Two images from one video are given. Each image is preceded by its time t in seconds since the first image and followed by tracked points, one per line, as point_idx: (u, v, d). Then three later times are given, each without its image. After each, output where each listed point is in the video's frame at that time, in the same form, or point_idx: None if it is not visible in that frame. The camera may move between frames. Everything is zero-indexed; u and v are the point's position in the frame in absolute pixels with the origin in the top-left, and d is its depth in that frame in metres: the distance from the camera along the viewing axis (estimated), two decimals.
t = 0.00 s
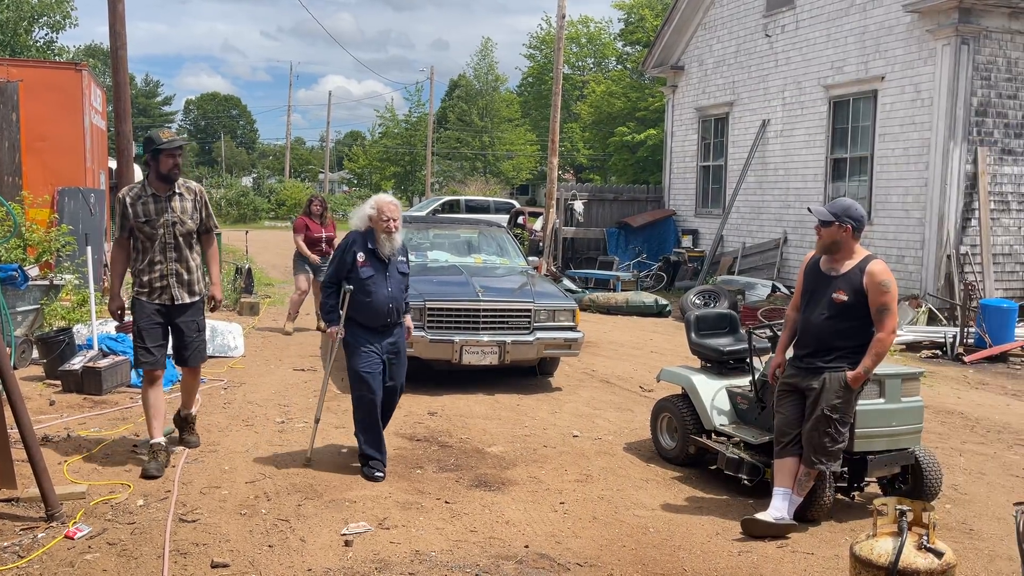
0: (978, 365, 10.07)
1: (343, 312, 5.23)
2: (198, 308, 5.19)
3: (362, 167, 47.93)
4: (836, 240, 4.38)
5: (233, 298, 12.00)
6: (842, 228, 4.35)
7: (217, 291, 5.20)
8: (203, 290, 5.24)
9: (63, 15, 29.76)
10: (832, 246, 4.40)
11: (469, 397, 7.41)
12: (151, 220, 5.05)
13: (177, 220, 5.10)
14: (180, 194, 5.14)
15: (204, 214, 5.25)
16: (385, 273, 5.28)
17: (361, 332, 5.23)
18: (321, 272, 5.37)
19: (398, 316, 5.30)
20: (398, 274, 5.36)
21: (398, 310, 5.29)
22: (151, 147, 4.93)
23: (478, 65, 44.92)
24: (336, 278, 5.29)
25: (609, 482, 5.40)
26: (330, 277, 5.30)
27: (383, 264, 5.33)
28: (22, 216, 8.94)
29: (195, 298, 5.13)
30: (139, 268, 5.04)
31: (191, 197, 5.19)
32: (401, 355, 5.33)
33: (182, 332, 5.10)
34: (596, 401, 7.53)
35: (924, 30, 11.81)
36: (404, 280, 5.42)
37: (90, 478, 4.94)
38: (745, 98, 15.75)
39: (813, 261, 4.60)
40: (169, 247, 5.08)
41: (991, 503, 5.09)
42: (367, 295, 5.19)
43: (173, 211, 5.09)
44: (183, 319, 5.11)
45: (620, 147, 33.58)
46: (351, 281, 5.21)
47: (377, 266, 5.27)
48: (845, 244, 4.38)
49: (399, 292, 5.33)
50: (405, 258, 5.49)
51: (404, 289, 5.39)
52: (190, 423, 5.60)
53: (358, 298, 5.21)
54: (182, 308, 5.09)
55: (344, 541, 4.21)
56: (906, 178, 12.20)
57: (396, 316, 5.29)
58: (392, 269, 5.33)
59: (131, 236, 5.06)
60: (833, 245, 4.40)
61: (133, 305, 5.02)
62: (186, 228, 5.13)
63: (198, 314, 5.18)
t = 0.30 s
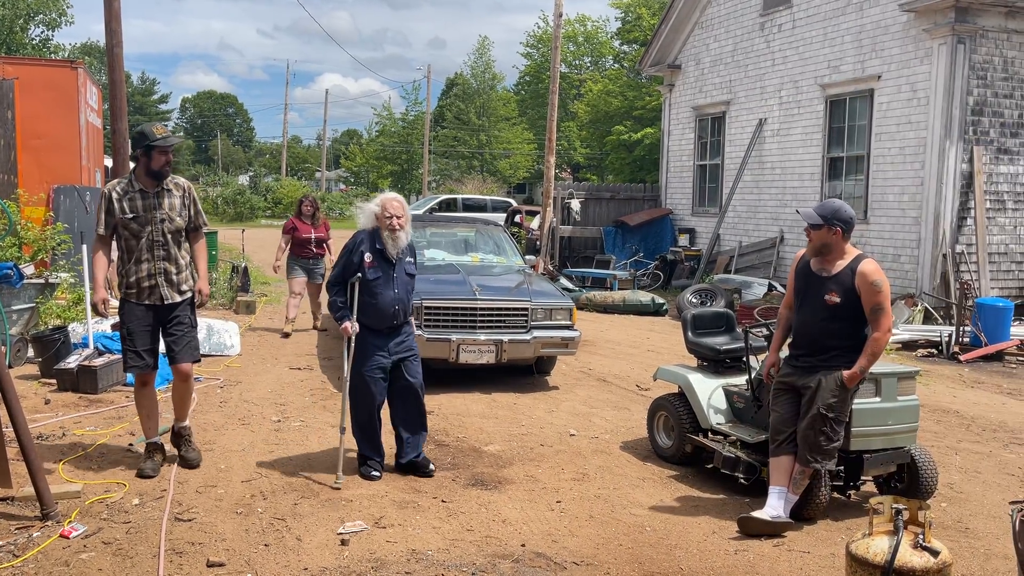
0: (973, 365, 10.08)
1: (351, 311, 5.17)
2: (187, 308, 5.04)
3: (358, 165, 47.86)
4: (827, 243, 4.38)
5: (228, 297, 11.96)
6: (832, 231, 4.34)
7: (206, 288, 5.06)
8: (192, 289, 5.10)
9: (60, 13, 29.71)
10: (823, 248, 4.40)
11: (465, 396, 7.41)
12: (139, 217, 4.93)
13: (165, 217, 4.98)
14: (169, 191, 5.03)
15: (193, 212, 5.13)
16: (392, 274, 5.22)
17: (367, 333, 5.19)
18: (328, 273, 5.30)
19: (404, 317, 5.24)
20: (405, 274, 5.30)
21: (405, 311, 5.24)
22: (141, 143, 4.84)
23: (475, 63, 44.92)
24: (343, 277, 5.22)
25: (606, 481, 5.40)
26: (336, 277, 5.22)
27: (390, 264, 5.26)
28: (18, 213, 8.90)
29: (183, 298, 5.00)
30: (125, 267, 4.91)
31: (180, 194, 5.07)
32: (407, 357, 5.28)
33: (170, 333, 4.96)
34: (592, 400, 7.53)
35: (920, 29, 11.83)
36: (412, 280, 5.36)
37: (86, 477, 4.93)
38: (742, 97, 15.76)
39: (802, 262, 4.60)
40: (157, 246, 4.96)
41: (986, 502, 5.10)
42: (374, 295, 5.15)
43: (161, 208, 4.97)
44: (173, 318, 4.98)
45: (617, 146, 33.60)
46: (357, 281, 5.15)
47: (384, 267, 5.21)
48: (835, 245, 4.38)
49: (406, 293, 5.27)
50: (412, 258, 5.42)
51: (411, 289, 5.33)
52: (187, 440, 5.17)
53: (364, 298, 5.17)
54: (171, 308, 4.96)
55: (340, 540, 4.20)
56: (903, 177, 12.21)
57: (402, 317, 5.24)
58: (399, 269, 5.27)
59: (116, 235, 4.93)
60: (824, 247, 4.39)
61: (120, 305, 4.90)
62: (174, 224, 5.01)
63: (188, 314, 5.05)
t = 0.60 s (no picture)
0: (967, 364, 10.11)
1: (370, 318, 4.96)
2: (181, 314, 4.88)
3: (353, 164, 47.84)
4: (802, 250, 4.38)
5: (222, 296, 11.91)
6: (806, 239, 4.34)
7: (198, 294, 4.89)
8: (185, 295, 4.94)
9: (53, 11, 29.64)
10: (799, 255, 4.41)
11: (461, 395, 7.41)
12: (128, 220, 4.75)
13: (155, 220, 4.80)
14: (160, 193, 4.83)
15: (186, 215, 4.96)
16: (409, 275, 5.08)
17: (385, 338, 5.02)
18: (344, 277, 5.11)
19: (421, 320, 5.09)
20: (422, 275, 5.16)
21: (422, 313, 5.10)
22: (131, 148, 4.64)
23: (470, 63, 44.92)
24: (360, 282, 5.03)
25: (601, 480, 5.40)
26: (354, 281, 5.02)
27: (407, 264, 5.13)
28: (11, 213, 8.88)
29: (174, 303, 4.83)
30: (114, 270, 4.76)
31: (172, 196, 4.88)
32: (424, 362, 5.12)
33: (160, 339, 4.78)
34: (587, 399, 7.53)
35: (914, 29, 11.85)
36: (428, 283, 5.22)
37: (79, 477, 4.90)
38: (736, 97, 15.77)
39: (780, 269, 4.60)
40: (146, 249, 4.79)
41: (980, 501, 5.11)
42: (393, 297, 5.00)
43: (152, 210, 4.79)
44: (163, 323, 4.81)
45: (612, 145, 33.62)
46: (376, 283, 4.99)
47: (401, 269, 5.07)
48: (812, 252, 4.38)
49: (423, 295, 5.13)
50: (427, 261, 5.29)
51: (428, 292, 5.19)
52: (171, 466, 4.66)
53: (383, 301, 5.01)
54: (161, 313, 4.78)
55: (335, 540, 4.19)
56: (897, 177, 12.24)
57: (419, 320, 5.09)
58: (416, 270, 5.13)
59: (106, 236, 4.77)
60: (799, 254, 4.40)
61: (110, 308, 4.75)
62: (165, 228, 4.84)
63: (179, 318, 4.88)
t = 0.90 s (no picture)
0: (959, 363, 10.15)
1: (376, 317, 4.91)
2: (173, 325, 4.70)
3: (347, 164, 47.80)
4: (788, 253, 4.41)
5: (215, 296, 11.88)
6: (792, 241, 4.37)
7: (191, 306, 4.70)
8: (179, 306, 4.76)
9: (45, 10, 29.59)
10: (785, 258, 4.44)
11: (454, 395, 7.40)
12: (121, 222, 4.60)
13: (148, 226, 4.62)
14: (157, 198, 4.65)
15: (185, 224, 4.77)
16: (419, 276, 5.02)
17: (391, 339, 4.95)
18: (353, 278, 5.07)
19: (429, 323, 5.02)
20: (432, 278, 5.11)
21: (431, 316, 5.03)
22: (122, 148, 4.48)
23: (463, 62, 44.96)
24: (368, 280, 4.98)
25: (594, 480, 5.40)
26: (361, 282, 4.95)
27: (418, 265, 5.08)
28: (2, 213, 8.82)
29: (163, 313, 4.64)
30: (106, 274, 4.62)
31: (170, 203, 4.70)
32: (429, 365, 4.99)
33: (149, 349, 4.62)
34: (581, 399, 7.53)
35: (907, 29, 11.89)
36: (438, 286, 5.16)
37: (71, 479, 4.88)
38: (730, 97, 15.80)
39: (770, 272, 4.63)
40: (137, 255, 4.62)
41: (972, 500, 5.13)
42: (401, 297, 4.94)
43: (146, 216, 4.62)
44: (153, 333, 4.63)
45: (605, 145, 33.65)
46: (384, 283, 4.93)
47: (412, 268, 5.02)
48: (797, 255, 4.40)
49: (432, 297, 5.07)
50: (439, 264, 5.24)
51: (438, 294, 5.13)
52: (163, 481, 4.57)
53: (391, 301, 4.94)
54: (150, 323, 4.61)
55: (328, 540, 4.19)
56: (889, 177, 12.28)
57: (427, 322, 5.02)
58: (426, 272, 5.08)
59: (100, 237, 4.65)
60: (785, 257, 4.43)
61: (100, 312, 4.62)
62: (159, 235, 4.65)
63: (171, 329, 4.69)
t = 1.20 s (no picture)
0: (950, 363, 10.19)
1: (373, 322, 4.80)
2: (166, 329, 4.57)
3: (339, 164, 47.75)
4: (789, 249, 4.43)
5: (207, 297, 11.85)
6: (793, 237, 4.39)
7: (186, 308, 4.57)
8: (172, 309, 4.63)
9: (35, 10, 29.38)
10: (786, 255, 4.45)
11: (447, 396, 7.40)
12: (116, 219, 4.48)
13: (143, 223, 4.50)
14: (153, 195, 4.53)
15: (182, 222, 4.65)
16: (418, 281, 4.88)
17: (390, 346, 4.82)
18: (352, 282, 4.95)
19: (430, 329, 4.88)
20: (431, 284, 4.95)
21: (431, 321, 4.88)
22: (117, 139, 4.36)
23: (455, 63, 44.98)
24: (365, 285, 4.87)
25: (587, 480, 5.41)
26: (359, 285, 4.86)
27: (417, 270, 4.93)
28: None
29: (157, 317, 4.52)
30: (98, 273, 4.49)
31: (167, 200, 4.58)
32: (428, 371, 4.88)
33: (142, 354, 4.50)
34: (573, 400, 7.54)
35: (897, 30, 11.94)
36: (438, 289, 5.01)
37: (62, 481, 4.86)
38: (721, 97, 15.84)
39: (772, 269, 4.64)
40: (131, 254, 4.50)
41: (962, 499, 5.16)
42: (399, 304, 4.80)
43: (141, 213, 4.50)
44: (147, 337, 4.51)
45: (598, 146, 33.70)
46: (381, 289, 4.81)
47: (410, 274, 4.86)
48: (799, 251, 4.42)
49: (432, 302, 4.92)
50: (440, 265, 5.08)
51: (439, 298, 4.98)
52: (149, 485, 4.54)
53: (388, 307, 4.81)
54: (144, 326, 4.49)
55: (320, 542, 4.18)
56: (880, 177, 12.33)
57: (429, 327, 4.88)
58: (425, 276, 4.93)
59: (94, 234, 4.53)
60: (786, 254, 4.44)
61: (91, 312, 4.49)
62: (154, 233, 4.53)
63: (164, 334, 4.56)
